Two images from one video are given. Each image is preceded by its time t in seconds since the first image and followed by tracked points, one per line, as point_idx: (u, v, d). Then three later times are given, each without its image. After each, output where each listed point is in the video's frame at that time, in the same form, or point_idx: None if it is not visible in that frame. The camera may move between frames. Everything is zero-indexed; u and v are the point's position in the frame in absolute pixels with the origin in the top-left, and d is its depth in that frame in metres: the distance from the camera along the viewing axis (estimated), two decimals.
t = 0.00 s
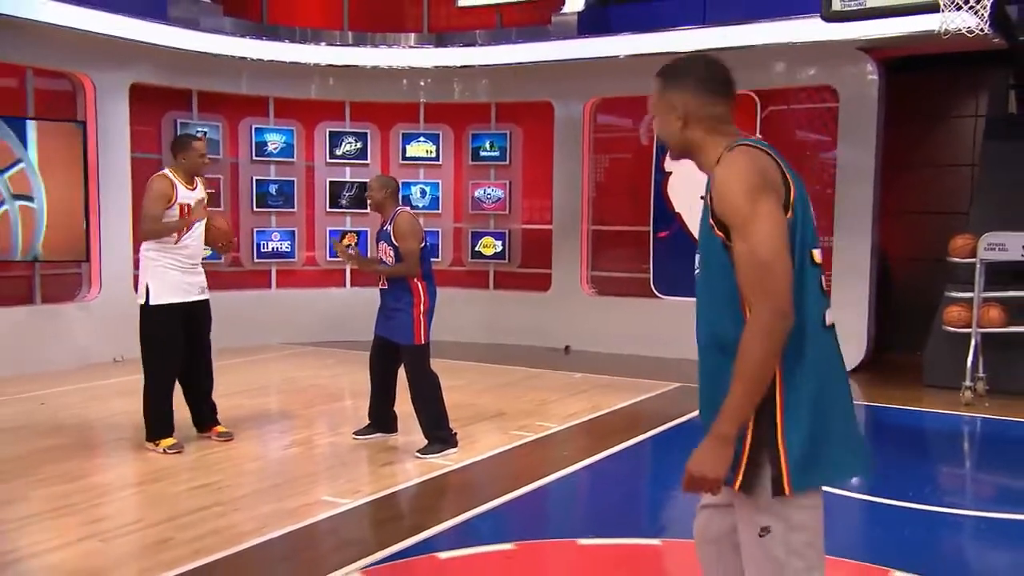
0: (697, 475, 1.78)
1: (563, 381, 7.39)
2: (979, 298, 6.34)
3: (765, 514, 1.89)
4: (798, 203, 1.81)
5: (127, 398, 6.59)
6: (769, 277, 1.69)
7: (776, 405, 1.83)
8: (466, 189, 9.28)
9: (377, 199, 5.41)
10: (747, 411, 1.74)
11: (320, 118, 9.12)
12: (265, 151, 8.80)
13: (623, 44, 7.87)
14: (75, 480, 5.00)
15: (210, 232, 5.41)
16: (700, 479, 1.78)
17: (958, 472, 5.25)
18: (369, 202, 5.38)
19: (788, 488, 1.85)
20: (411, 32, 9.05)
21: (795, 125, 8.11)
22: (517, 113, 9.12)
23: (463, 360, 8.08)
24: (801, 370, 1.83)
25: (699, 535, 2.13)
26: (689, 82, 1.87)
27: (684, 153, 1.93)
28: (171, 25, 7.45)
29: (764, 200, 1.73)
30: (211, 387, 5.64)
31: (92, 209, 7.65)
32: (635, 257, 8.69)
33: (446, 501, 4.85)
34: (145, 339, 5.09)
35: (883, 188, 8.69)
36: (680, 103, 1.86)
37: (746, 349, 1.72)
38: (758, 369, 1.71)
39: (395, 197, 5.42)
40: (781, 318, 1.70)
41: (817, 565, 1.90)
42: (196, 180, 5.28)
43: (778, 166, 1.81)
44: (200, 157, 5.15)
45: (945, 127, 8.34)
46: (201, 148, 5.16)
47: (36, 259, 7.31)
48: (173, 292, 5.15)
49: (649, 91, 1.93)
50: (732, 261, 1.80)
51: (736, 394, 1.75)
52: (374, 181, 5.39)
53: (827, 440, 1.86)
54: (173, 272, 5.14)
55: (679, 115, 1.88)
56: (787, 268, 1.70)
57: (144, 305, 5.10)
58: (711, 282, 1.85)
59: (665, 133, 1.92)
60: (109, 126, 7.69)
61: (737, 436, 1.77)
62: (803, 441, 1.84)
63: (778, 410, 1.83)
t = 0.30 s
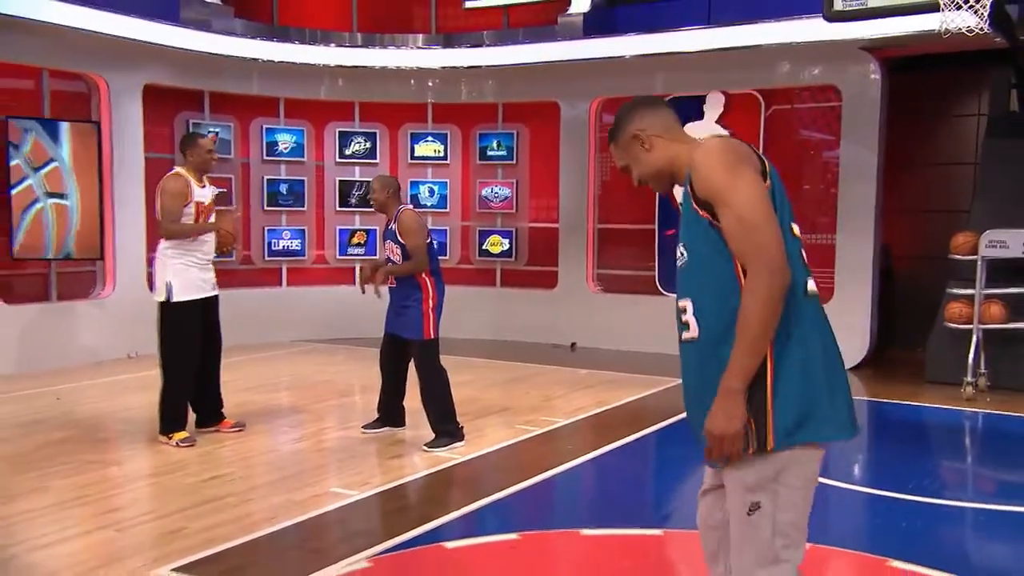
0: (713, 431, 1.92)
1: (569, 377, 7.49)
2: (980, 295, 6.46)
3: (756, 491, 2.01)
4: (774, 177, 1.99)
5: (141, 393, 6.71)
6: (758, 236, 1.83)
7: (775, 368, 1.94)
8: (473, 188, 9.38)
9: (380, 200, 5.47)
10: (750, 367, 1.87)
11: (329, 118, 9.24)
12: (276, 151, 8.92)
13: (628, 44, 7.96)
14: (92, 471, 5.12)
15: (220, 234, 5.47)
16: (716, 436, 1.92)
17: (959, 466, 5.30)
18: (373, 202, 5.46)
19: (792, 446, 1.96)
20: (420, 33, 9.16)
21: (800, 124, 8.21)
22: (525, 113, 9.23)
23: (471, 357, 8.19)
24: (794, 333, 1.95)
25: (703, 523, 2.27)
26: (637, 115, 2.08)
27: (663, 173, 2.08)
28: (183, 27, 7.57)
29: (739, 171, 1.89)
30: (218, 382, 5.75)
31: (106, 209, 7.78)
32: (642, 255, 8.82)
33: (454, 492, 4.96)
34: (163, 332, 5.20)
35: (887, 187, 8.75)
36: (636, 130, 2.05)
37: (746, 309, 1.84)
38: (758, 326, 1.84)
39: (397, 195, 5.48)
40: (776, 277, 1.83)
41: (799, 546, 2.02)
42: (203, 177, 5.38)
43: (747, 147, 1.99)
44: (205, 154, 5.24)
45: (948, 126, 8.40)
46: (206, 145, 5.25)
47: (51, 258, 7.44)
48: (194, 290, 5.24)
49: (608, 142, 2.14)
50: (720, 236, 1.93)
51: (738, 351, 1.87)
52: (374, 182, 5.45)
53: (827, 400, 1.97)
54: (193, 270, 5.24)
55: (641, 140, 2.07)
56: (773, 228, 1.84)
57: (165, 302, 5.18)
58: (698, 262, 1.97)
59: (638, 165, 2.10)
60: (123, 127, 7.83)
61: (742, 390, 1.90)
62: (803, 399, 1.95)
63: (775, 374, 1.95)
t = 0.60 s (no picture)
0: (705, 430, 1.97)
1: (571, 372, 7.55)
2: (978, 289, 6.52)
3: (752, 481, 2.03)
4: (772, 177, 2.02)
5: (147, 388, 6.80)
6: (750, 238, 1.86)
7: (766, 366, 2.00)
8: (475, 184, 9.44)
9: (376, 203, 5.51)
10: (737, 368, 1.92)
11: (333, 115, 9.31)
12: (280, 148, 8.97)
13: (628, 42, 8.01)
14: (100, 464, 5.20)
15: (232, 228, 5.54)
16: (710, 434, 1.97)
17: (957, 459, 5.33)
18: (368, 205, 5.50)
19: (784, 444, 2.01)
20: (422, 31, 9.22)
21: (798, 119, 8.25)
22: (526, 110, 9.30)
23: (473, 352, 8.25)
24: (783, 331, 2.01)
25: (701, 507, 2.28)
26: (664, 86, 2.09)
27: (670, 149, 2.12)
28: (188, 26, 7.64)
29: (738, 170, 1.91)
30: (228, 376, 5.83)
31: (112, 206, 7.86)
32: (644, 251, 8.87)
33: (456, 484, 5.03)
34: (177, 327, 5.28)
35: (886, 183, 8.79)
36: (656, 103, 2.07)
37: (734, 309, 1.89)
38: (745, 326, 1.88)
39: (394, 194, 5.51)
40: (764, 279, 1.87)
41: (798, 533, 2.04)
42: (211, 171, 5.44)
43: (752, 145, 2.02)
44: (211, 148, 5.29)
45: (947, 122, 8.45)
46: (211, 139, 5.31)
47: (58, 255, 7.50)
48: (208, 285, 5.29)
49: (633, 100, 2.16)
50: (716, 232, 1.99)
51: (726, 350, 1.92)
52: (366, 186, 5.48)
53: (816, 400, 2.02)
54: (206, 267, 5.29)
55: (658, 113, 2.09)
56: (765, 229, 1.88)
57: (180, 299, 5.26)
58: (696, 254, 2.03)
59: (650, 135, 2.13)
60: (128, 125, 7.90)
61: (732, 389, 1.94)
62: (792, 398, 2.00)
63: (766, 372, 2.00)
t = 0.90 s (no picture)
0: (675, 422, 1.93)
1: (568, 365, 7.61)
2: (971, 283, 6.60)
3: (750, 470, 2.03)
4: (787, 182, 1.93)
5: (147, 381, 6.83)
6: (752, 248, 1.79)
7: (758, 370, 1.98)
8: (472, 179, 9.48)
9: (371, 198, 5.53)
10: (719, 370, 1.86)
11: (330, 111, 9.34)
12: (278, 143, 9.01)
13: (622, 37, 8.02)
14: (101, 456, 5.24)
15: (235, 220, 5.58)
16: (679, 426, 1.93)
17: (950, 451, 5.39)
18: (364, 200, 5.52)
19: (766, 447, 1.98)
20: (419, 27, 9.26)
21: (795, 116, 8.23)
22: (523, 105, 9.34)
23: (470, 346, 8.30)
24: (779, 337, 1.97)
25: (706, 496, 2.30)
26: (698, 64, 1.93)
27: (691, 130, 1.98)
28: (186, 21, 7.65)
29: (750, 178, 1.81)
30: (229, 369, 5.87)
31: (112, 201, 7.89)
32: (639, 245, 8.90)
33: (454, 476, 5.08)
34: (178, 320, 5.31)
35: (881, 178, 8.85)
36: (686, 82, 1.92)
37: (723, 317, 1.83)
38: (734, 333, 1.82)
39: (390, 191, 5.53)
40: (760, 291, 1.80)
41: (797, 522, 2.02)
42: (212, 164, 5.47)
43: (772, 146, 1.91)
44: (205, 139, 5.31)
45: (940, 117, 8.51)
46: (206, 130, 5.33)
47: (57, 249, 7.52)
48: (208, 278, 5.33)
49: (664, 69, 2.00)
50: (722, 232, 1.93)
51: (711, 350, 1.86)
52: (365, 180, 5.51)
53: (804, 408, 1.99)
54: (206, 260, 5.32)
55: (687, 91, 1.94)
56: (770, 241, 1.80)
57: (179, 290, 5.29)
58: (701, 249, 1.98)
59: (674, 110, 1.98)
60: (128, 121, 7.93)
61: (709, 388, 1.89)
62: (779, 405, 1.98)
63: (758, 374, 1.98)
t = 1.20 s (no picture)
0: (707, 437, 1.94)
1: (560, 361, 7.66)
2: (959, 279, 6.68)
3: (746, 463, 2.03)
4: (791, 182, 1.91)
5: (142, 377, 6.85)
6: (758, 248, 1.81)
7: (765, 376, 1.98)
8: (465, 177, 9.52)
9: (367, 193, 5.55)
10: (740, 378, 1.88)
11: (323, 108, 9.36)
12: (271, 140, 9.03)
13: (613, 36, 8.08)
14: (97, 452, 5.26)
15: (230, 216, 5.62)
16: (711, 441, 1.94)
17: (938, 445, 5.46)
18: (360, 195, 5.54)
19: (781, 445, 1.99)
20: (412, 25, 9.29)
21: (788, 115, 8.29)
22: (515, 103, 9.38)
23: (464, 342, 8.34)
24: (785, 337, 1.97)
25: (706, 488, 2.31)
26: (704, 60, 1.94)
27: (698, 125, 2.00)
28: (179, 19, 7.66)
29: (755, 178, 1.83)
30: (224, 364, 5.89)
31: (105, 199, 7.89)
32: (630, 243, 8.94)
33: (449, 471, 5.12)
34: (170, 317, 5.33)
35: (870, 176, 8.94)
36: (692, 79, 1.93)
37: (739, 319, 1.85)
38: (749, 338, 1.84)
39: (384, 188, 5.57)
40: (768, 290, 1.82)
41: (792, 513, 2.03)
42: (209, 161, 5.49)
43: (777, 145, 1.91)
44: (197, 133, 5.35)
45: (928, 116, 8.60)
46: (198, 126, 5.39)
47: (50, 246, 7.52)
48: (197, 275, 5.32)
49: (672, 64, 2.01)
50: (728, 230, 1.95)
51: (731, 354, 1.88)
52: (363, 174, 5.54)
53: (816, 408, 2.01)
54: (196, 256, 5.31)
55: (693, 88, 1.96)
56: (776, 241, 1.81)
57: (171, 285, 5.31)
58: (709, 248, 1.99)
59: (681, 105, 2.00)
60: (121, 119, 7.93)
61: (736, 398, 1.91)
62: (793, 407, 1.98)
63: (765, 375, 1.98)
